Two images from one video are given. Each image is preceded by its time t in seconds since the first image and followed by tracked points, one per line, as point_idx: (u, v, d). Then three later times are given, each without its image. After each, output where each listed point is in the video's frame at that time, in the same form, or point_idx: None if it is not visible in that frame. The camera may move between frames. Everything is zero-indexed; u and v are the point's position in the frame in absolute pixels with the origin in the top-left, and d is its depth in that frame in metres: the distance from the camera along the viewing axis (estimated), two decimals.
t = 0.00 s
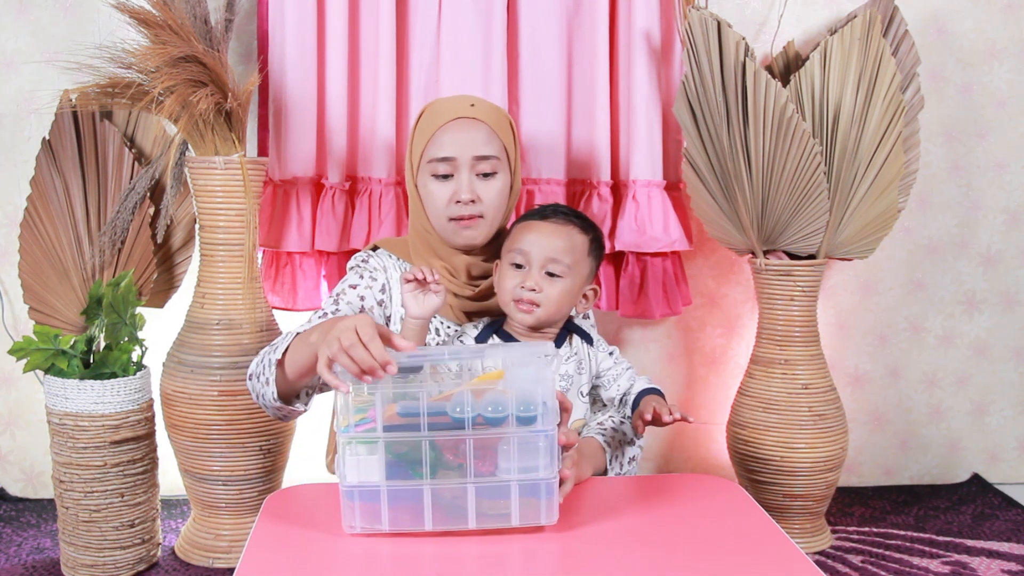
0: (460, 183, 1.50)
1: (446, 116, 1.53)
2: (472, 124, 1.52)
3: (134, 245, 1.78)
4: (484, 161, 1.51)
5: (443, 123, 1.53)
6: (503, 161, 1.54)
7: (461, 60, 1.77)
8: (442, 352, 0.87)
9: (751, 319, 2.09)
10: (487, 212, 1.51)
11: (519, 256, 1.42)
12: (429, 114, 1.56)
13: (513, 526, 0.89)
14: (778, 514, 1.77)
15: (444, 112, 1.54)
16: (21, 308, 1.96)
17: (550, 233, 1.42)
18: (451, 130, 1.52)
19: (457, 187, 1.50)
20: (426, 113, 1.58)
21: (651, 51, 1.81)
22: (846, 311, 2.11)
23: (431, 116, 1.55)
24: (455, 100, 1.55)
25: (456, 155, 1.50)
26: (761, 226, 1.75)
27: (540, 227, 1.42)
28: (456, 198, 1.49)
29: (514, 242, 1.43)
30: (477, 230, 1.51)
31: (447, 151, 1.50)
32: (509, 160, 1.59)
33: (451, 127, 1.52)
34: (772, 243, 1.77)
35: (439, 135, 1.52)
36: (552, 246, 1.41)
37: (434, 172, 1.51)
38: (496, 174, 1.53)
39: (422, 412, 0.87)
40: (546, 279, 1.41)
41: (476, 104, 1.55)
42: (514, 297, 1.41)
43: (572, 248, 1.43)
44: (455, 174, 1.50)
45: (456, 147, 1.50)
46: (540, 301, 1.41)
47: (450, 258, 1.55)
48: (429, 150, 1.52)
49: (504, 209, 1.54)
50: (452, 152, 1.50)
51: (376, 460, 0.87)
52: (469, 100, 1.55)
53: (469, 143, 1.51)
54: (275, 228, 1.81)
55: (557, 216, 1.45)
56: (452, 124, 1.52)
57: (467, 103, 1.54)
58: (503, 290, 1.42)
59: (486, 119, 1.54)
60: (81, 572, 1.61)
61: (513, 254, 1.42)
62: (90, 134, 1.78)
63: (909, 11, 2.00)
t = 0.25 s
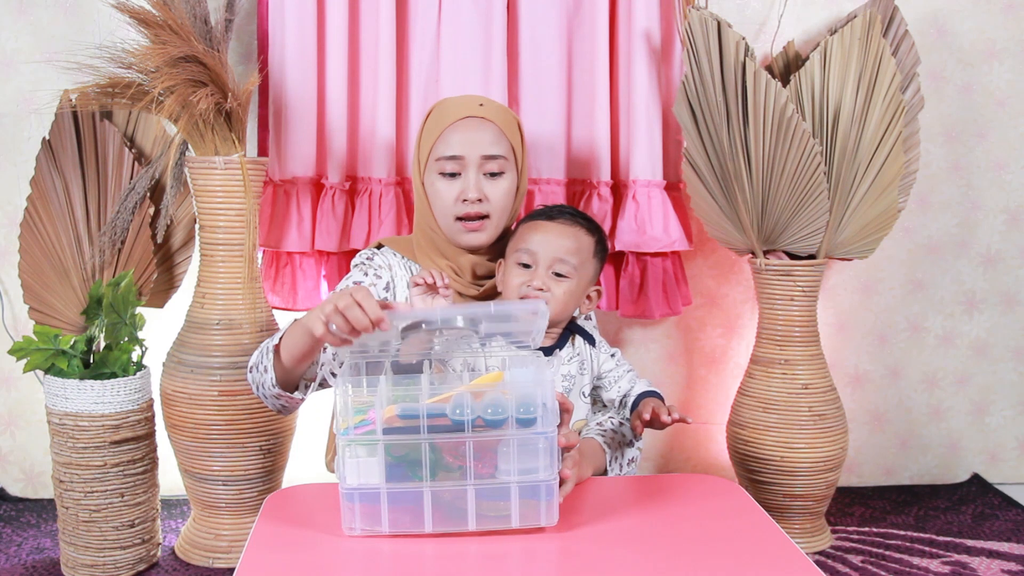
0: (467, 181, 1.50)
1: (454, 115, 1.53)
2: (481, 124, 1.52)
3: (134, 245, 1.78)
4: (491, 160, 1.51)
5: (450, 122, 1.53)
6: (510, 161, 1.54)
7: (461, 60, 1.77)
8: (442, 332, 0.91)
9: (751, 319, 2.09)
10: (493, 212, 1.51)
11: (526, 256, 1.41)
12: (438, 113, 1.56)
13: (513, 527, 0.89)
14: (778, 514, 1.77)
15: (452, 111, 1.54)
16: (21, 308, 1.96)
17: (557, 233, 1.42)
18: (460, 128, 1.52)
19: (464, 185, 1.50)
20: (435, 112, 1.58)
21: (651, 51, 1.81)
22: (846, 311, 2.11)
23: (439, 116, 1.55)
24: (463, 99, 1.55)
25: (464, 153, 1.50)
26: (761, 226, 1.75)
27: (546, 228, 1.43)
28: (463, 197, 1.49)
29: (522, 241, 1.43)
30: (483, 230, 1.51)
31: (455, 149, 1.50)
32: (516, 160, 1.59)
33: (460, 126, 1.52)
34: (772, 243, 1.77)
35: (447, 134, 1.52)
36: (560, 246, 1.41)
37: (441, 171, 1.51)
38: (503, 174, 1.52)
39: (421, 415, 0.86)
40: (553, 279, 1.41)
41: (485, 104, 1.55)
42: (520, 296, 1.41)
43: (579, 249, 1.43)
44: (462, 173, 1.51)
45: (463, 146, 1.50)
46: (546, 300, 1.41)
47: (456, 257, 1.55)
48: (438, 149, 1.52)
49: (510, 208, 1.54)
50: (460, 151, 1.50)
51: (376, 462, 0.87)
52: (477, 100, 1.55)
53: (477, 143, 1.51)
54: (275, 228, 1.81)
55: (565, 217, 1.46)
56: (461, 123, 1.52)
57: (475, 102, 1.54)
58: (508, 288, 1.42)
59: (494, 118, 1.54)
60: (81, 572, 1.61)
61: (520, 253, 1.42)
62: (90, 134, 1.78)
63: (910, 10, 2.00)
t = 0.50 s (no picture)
0: (469, 182, 1.50)
1: (457, 116, 1.53)
2: (484, 125, 1.52)
3: (134, 245, 1.78)
4: (494, 162, 1.51)
5: (453, 123, 1.53)
6: (513, 162, 1.54)
7: (461, 59, 1.77)
8: (447, 334, 0.97)
9: (751, 319, 2.09)
10: (495, 213, 1.50)
11: (532, 255, 1.42)
12: (441, 113, 1.57)
13: (509, 528, 0.89)
14: (778, 514, 1.77)
15: (454, 112, 1.54)
16: (21, 308, 1.96)
17: (564, 232, 1.42)
18: (462, 129, 1.52)
19: (467, 186, 1.49)
20: (438, 113, 1.58)
21: (651, 51, 1.81)
22: (846, 311, 2.11)
23: (442, 117, 1.56)
24: (466, 100, 1.55)
25: (467, 154, 1.50)
26: (761, 226, 1.75)
27: (552, 227, 1.43)
28: (465, 199, 1.48)
29: (528, 241, 1.43)
30: (484, 230, 1.50)
31: (458, 150, 1.51)
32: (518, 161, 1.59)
33: (463, 127, 1.52)
34: (772, 243, 1.77)
35: (450, 134, 1.52)
36: (566, 245, 1.41)
37: (443, 171, 1.51)
38: (505, 175, 1.52)
39: (418, 416, 0.86)
40: (559, 278, 1.42)
41: (487, 105, 1.55)
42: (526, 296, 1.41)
43: (585, 249, 1.43)
44: (465, 174, 1.50)
45: (466, 147, 1.50)
46: (552, 300, 1.41)
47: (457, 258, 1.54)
48: (440, 149, 1.52)
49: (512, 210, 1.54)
50: (462, 152, 1.50)
51: (371, 464, 0.86)
52: (481, 100, 1.55)
53: (480, 143, 1.51)
54: (276, 229, 1.81)
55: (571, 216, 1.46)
56: (463, 124, 1.52)
57: (478, 103, 1.54)
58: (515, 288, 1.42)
59: (497, 120, 1.54)
60: (81, 572, 1.61)
61: (527, 253, 1.42)
62: (90, 134, 1.78)
63: (910, 10, 2.00)
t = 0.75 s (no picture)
0: (465, 185, 1.51)
1: (454, 117, 1.53)
2: (480, 127, 1.53)
3: (134, 245, 1.78)
4: (490, 164, 1.52)
5: (450, 125, 1.53)
6: (509, 165, 1.54)
7: (461, 59, 1.77)
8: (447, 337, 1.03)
9: (751, 319, 2.09)
10: (490, 216, 1.52)
11: (531, 256, 1.42)
12: (438, 114, 1.56)
13: (484, 533, 0.89)
14: (778, 514, 1.77)
15: (450, 113, 1.54)
16: (21, 308, 1.96)
17: (563, 233, 1.42)
18: (459, 131, 1.52)
19: (463, 189, 1.51)
20: (434, 114, 1.57)
21: (651, 51, 1.81)
22: (846, 311, 2.11)
23: (438, 118, 1.55)
24: (463, 101, 1.55)
25: (463, 157, 1.51)
26: (761, 226, 1.75)
27: (552, 228, 1.42)
28: (461, 202, 1.50)
29: (527, 242, 1.43)
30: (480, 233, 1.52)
31: (455, 152, 1.51)
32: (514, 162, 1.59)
33: (459, 129, 1.52)
34: (772, 243, 1.77)
35: (447, 136, 1.53)
36: (566, 246, 1.41)
37: (440, 173, 1.52)
38: (501, 178, 1.53)
39: (391, 419, 0.87)
40: (558, 280, 1.41)
41: (484, 106, 1.55)
42: (525, 296, 1.41)
43: (584, 251, 1.42)
44: (461, 177, 1.51)
45: (462, 150, 1.51)
46: (551, 301, 1.41)
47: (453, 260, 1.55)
48: (438, 151, 1.53)
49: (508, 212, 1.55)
50: (459, 155, 1.51)
51: (343, 467, 0.87)
52: (478, 102, 1.55)
53: (476, 146, 1.52)
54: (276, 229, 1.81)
55: (570, 218, 1.45)
56: (460, 126, 1.53)
57: (475, 105, 1.54)
58: (514, 288, 1.43)
59: (494, 122, 1.54)
60: (81, 572, 1.61)
61: (526, 253, 1.42)
62: (90, 134, 1.78)
63: (910, 10, 2.00)
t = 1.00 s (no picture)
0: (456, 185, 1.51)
1: (445, 117, 1.53)
2: (471, 127, 1.53)
3: (134, 245, 1.78)
4: (481, 165, 1.52)
5: (440, 125, 1.53)
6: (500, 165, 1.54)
7: (461, 60, 1.77)
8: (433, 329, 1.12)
9: (751, 319, 2.09)
10: (482, 216, 1.51)
11: (524, 259, 1.42)
12: (429, 115, 1.57)
13: (470, 538, 0.89)
14: (778, 514, 1.77)
15: (441, 113, 1.54)
16: (21, 308, 1.96)
17: (555, 235, 1.42)
18: (449, 131, 1.52)
19: (453, 190, 1.51)
20: (425, 114, 1.58)
21: (651, 51, 1.81)
22: (846, 311, 2.11)
23: (429, 118, 1.56)
24: (454, 101, 1.55)
25: (453, 158, 1.51)
26: (761, 226, 1.75)
27: (546, 231, 1.42)
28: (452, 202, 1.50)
29: (520, 244, 1.43)
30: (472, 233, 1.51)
31: (445, 153, 1.52)
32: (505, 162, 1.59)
33: (450, 129, 1.52)
34: (772, 243, 1.77)
35: (437, 137, 1.53)
36: (558, 249, 1.41)
37: (430, 174, 1.52)
38: (492, 179, 1.53)
39: (377, 420, 0.88)
40: (551, 282, 1.41)
41: (475, 106, 1.55)
42: (518, 299, 1.41)
43: (576, 253, 1.43)
44: (451, 178, 1.51)
45: (453, 150, 1.51)
46: (544, 304, 1.40)
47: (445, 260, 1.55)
48: (428, 151, 1.53)
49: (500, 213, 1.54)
50: (449, 156, 1.51)
51: (332, 464, 0.89)
52: (469, 102, 1.55)
53: (466, 147, 1.51)
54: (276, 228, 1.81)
55: (564, 219, 1.45)
56: (450, 126, 1.53)
57: (466, 105, 1.54)
58: (506, 291, 1.42)
59: (484, 122, 1.54)
60: (81, 572, 1.61)
61: (518, 256, 1.42)
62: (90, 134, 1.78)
63: (910, 11, 2.00)
